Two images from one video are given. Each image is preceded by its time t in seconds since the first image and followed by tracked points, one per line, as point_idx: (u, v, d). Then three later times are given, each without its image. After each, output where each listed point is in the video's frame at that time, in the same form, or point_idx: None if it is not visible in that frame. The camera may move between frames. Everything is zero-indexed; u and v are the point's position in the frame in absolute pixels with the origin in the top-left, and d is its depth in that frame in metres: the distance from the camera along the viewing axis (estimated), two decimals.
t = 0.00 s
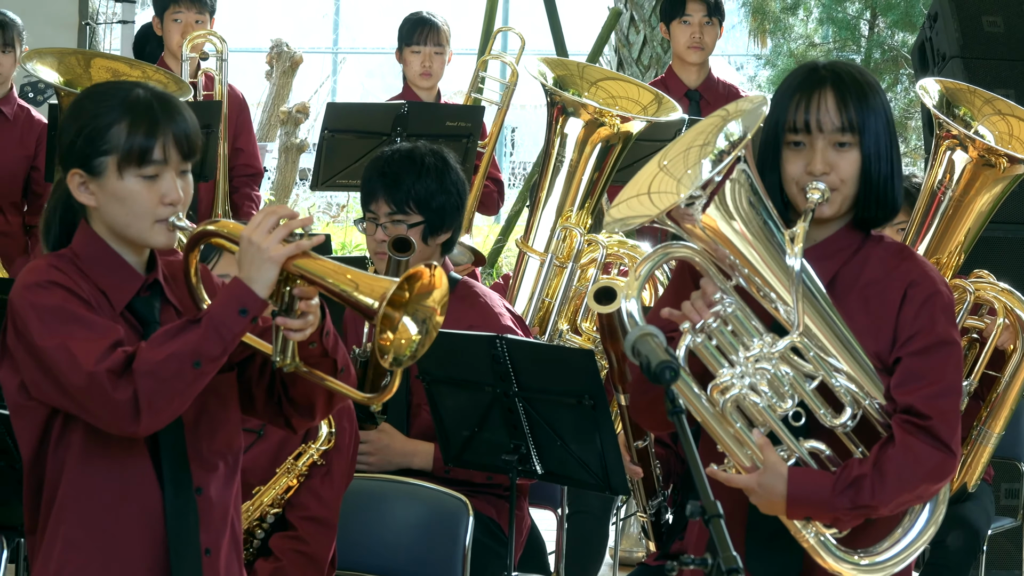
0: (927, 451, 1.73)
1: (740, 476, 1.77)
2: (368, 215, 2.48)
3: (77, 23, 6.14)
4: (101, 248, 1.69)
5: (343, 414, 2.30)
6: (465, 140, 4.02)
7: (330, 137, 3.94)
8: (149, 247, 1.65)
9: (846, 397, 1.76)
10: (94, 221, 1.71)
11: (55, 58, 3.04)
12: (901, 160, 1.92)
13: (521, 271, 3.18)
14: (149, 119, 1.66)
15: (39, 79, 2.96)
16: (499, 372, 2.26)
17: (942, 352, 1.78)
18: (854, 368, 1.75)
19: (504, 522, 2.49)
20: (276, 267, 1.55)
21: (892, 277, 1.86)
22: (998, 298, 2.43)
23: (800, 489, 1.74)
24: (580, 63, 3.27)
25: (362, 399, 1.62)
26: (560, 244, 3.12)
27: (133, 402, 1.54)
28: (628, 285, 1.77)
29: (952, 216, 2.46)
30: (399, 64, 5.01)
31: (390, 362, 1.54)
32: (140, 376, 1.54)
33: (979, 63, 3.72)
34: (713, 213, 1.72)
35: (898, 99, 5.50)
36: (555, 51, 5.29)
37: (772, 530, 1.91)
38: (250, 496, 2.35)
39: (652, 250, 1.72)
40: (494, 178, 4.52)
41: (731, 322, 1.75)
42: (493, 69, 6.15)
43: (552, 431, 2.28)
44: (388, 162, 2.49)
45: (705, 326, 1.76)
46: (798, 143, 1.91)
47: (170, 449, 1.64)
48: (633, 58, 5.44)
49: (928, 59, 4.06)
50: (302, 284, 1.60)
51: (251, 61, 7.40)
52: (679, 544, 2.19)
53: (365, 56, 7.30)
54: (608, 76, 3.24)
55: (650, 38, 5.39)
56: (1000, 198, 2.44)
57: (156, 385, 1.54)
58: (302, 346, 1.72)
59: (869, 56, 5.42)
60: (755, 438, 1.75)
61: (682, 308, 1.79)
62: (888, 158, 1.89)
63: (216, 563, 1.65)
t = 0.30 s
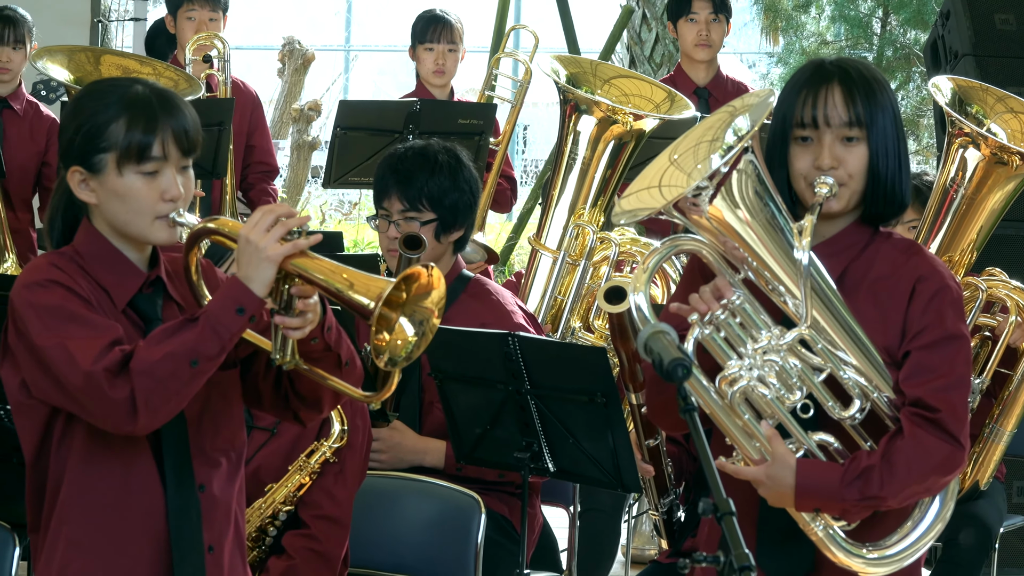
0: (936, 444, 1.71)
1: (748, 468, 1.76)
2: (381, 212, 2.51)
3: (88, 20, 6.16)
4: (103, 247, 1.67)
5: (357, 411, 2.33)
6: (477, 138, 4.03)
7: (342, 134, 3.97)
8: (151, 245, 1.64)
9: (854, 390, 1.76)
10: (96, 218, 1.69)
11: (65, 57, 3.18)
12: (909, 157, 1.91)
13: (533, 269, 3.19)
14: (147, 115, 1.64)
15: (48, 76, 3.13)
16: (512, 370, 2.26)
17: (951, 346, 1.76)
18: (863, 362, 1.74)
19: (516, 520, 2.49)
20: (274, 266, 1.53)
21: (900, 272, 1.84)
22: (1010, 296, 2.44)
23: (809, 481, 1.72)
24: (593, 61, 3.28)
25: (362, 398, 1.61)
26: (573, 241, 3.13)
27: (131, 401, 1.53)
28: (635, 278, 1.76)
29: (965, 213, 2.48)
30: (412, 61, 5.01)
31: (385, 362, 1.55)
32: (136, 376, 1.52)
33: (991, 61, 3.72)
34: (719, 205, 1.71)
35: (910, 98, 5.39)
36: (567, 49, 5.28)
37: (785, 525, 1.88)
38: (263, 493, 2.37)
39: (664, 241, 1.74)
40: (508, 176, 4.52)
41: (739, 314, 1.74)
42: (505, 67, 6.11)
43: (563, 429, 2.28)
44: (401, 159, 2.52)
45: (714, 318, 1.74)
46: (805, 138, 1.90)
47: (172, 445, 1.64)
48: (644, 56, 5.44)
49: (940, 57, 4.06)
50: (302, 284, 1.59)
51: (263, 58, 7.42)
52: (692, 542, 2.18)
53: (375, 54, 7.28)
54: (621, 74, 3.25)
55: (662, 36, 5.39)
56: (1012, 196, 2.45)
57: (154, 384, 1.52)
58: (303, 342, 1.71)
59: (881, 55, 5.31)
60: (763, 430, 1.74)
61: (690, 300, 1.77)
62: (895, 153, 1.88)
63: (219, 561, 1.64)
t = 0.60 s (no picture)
0: (937, 436, 1.69)
1: (750, 459, 1.75)
2: (389, 209, 2.54)
3: (95, 19, 6.18)
4: (100, 243, 1.66)
5: (364, 408, 2.35)
6: (484, 136, 4.02)
7: (349, 132, 3.97)
8: (148, 239, 1.63)
9: (858, 381, 1.74)
10: (93, 215, 1.68)
11: (73, 55, 3.29)
12: (911, 153, 1.90)
13: (539, 267, 3.21)
14: (141, 110, 1.64)
15: (57, 74, 3.20)
16: (518, 367, 2.26)
17: (954, 340, 1.75)
18: (866, 354, 1.72)
19: (523, 519, 2.50)
20: (273, 258, 1.52)
21: (903, 267, 1.83)
22: (1016, 294, 2.47)
23: (811, 471, 1.71)
24: (599, 60, 3.28)
25: (364, 387, 1.60)
26: (580, 239, 3.16)
27: (131, 394, 1.52)
28: (638, 271, 1.75)
29: (971, 211, 2.50)
30: (421, 59, 5.02)
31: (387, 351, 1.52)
32: (136, 368, 1.51)
33: (997, 59, 3.73)
34: (719, 194, 1.70)
35: (916, 95, 5.36)
36: (573, 47, 5.28)
37: (788, 519, 1.87)
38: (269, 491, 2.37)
39: (661, 237, 1.73)
40: (515, 174, 4.53)
41: (742, 305, 1.74)
42: (512, 66, 6.07)
43: (569, 427, 2.28)
44: (410, 157, 2.55)
45: (717, 310, 1.74)
46: (808, 133, 1.90)
47: (172, 442, 1.62)
48: (651, 54, 5.45)
49: (946, 54, 4.06)
50: (300, 274, 1.57)
51: (269, 56, 7.43)
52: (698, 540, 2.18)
53: (382, 52, 7.29)
54: (628, 73, 3.27)
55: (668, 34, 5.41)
56: (1018, 195, 2.47)
57: (154, 376, 1.51)
58: (306, 332, 1.70)
59: (888, 53, 5.28)
60: (766, 421, 1.73)
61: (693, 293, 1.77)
62: (897, 149, 1.87)
63: (217, 558, 1.63)
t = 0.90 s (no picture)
0: (936, 431, 1.68)
1: (750, 456, 1.74)
2: (394, 207, 2.54)
3: (99, 17, 6.17)
4: (100, 236, 1.66)
5: (368, 406, 2.36)
6: (487, 134, 4.02)
7: (352, 130, 3.99)
8: (149, 234, 1.63)
9: (858, 377, 1.72)
10: (92, 212, 1.68)
11: (77, 53, 3.30)
12: (911, 150, 1.88)
13: (544, 265, 3.24)
14: (137, 104, 1.63)
15: (62, 72, 3.22)
16: (522, 365, 2.26)
17: (955, 335, 1.73)
18: (866, 351, 1.71)
19: (527, 517, 2.51)
20: (279, 247, 1.52)
21: (903, 263, 1.80)
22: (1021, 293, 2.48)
23: (810, 466, 1.69)
24: (604, 57, 3.29)
25: (371, 373, 1.56)
26: (585, 237, 3.15)
27: (137, 381, 1.51)
28: (636, 268, 1.74)
29: (975, 209, 2.52)
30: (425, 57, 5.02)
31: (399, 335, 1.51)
32: (143, 355, 1.50)
33: (1001, 57, 3.73)
34: (716, 189, 1.70)
35: (920, 93, 5.32)
36: (577, 46, 5.28)
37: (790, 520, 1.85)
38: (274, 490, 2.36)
39: (662, 231, 1.72)
40: (519, 172, 4.53)
41: (740, 302, 1.73)
42: (515, 63, 6.06)
43: (573, 426, 2.28)
44: (415, 155, 2.55)
45: (716, 308, 1.73)
46: (807, 130, 1.88)
47: (171, 437, 1.61)
48: (655, 52, 5.45)
49: (950, 52, 4.06)
50: (305, 262, 1.56)
51: (272, 55, 7.43)
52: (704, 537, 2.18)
53: (386, 51, 7.29)
54: (633, 70, 3.27)
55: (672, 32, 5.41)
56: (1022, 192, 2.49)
57: (160, 363, 1.50)
58: (312, 319, 1.69)
59: (892, 51, 5.26)
60: (764, 418, 1.72)
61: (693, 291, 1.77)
62: (897, 144, 1.85)
63: (212, 554, 1.62)
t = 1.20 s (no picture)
0: (934, 430, 1.67)
1: (748, 458, 1.74)
2: (397, 212, 2.55)
3: (102, 18, 6.21)
4: (104, 241, 1.66)
5: (370, 406, 2.35)
6: (490, 135, 4.05)
7: (356, 132, 3.99)
8: (158, 240, 1.63)
9: (855, 378, 1.71)
10: (99, 217, 1.68)
11: (80, 55, 3.31)
12: (908, 148, 1.86)
13: (548, 265, 3.28)
14: (145, 109, 1.63)
15: (65, 73, 3.22)
16: (525, 367, 2.26)
17: (954, 334, 1.72)
18: (865, 353, 1.70)
19: (529, 518, 2.51)
20: (296, 248, 1.52)
21: (902, 262, 1.79)
22: None
23: (806, 467, 1.69)
24: (607, 58, 3.31)
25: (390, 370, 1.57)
26: (588, 239, 3.16)
27: (155, 387, 1.51)
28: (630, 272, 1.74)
29: (978, 209, 2.53)
30: (429, 58, 5.02)
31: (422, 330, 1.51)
32: (161, 361, 1.51)
33: (1003, 58, 3.73)
34: (707, 193, 1.70)
35: (924, 94, 5.31)
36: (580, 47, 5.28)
37: (793, 521, 1.84)
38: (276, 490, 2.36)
39: (657, 235, 1.71)
40: (522, 173, 4.53)
41: (736, 305, 1.73)
42: (518, 64, 6.06)
43: (577, 427, 2.28)
44: (416, 159, 2.55)
45: (711, 312, 1.74)
46: (801, 133, 1.86)
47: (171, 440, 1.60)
48: (658, 53, 5.45)
49: (953, 53, 4.06)
50: (322, 262, 1.56)
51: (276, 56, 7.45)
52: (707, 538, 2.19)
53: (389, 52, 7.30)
54: (637, 72, 3.28)
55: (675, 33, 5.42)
56: None
57: (179, 369, 1.51)
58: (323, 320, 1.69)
59: (895, 52, 5.26)
60: (761, 420, 1.71)
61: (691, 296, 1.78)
62: (891, 144, 1.83)
63: (212, 556, 1.62)
